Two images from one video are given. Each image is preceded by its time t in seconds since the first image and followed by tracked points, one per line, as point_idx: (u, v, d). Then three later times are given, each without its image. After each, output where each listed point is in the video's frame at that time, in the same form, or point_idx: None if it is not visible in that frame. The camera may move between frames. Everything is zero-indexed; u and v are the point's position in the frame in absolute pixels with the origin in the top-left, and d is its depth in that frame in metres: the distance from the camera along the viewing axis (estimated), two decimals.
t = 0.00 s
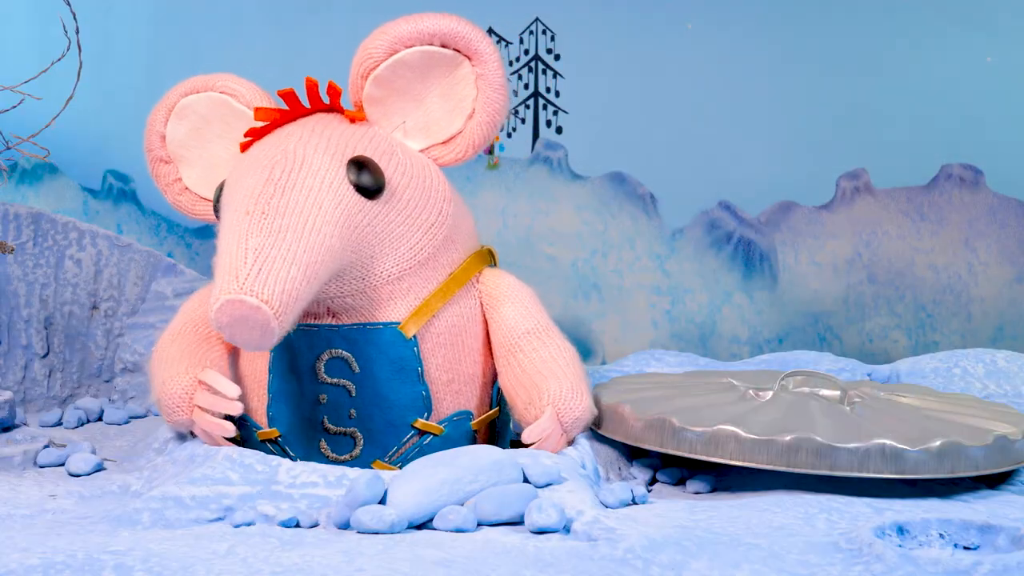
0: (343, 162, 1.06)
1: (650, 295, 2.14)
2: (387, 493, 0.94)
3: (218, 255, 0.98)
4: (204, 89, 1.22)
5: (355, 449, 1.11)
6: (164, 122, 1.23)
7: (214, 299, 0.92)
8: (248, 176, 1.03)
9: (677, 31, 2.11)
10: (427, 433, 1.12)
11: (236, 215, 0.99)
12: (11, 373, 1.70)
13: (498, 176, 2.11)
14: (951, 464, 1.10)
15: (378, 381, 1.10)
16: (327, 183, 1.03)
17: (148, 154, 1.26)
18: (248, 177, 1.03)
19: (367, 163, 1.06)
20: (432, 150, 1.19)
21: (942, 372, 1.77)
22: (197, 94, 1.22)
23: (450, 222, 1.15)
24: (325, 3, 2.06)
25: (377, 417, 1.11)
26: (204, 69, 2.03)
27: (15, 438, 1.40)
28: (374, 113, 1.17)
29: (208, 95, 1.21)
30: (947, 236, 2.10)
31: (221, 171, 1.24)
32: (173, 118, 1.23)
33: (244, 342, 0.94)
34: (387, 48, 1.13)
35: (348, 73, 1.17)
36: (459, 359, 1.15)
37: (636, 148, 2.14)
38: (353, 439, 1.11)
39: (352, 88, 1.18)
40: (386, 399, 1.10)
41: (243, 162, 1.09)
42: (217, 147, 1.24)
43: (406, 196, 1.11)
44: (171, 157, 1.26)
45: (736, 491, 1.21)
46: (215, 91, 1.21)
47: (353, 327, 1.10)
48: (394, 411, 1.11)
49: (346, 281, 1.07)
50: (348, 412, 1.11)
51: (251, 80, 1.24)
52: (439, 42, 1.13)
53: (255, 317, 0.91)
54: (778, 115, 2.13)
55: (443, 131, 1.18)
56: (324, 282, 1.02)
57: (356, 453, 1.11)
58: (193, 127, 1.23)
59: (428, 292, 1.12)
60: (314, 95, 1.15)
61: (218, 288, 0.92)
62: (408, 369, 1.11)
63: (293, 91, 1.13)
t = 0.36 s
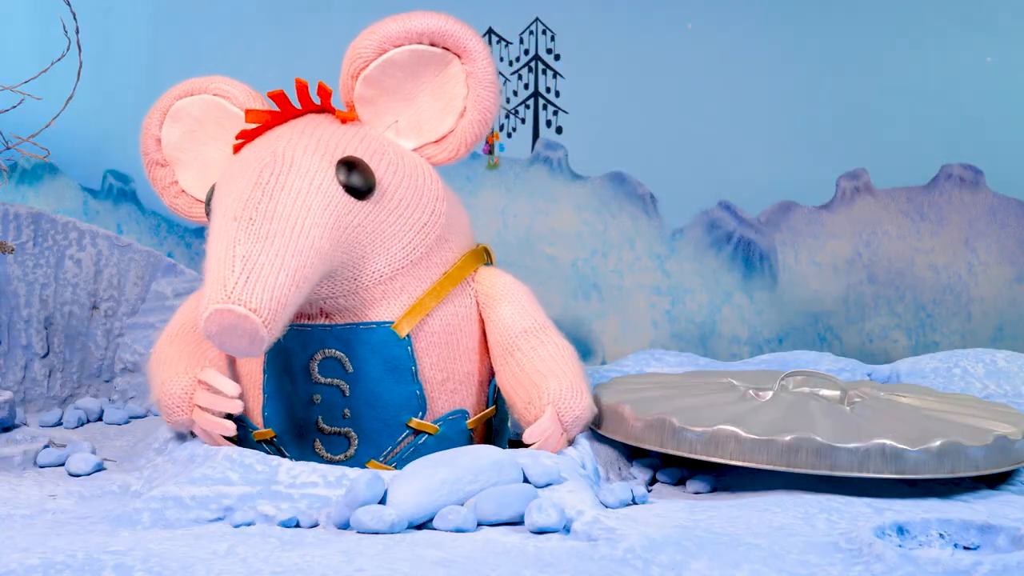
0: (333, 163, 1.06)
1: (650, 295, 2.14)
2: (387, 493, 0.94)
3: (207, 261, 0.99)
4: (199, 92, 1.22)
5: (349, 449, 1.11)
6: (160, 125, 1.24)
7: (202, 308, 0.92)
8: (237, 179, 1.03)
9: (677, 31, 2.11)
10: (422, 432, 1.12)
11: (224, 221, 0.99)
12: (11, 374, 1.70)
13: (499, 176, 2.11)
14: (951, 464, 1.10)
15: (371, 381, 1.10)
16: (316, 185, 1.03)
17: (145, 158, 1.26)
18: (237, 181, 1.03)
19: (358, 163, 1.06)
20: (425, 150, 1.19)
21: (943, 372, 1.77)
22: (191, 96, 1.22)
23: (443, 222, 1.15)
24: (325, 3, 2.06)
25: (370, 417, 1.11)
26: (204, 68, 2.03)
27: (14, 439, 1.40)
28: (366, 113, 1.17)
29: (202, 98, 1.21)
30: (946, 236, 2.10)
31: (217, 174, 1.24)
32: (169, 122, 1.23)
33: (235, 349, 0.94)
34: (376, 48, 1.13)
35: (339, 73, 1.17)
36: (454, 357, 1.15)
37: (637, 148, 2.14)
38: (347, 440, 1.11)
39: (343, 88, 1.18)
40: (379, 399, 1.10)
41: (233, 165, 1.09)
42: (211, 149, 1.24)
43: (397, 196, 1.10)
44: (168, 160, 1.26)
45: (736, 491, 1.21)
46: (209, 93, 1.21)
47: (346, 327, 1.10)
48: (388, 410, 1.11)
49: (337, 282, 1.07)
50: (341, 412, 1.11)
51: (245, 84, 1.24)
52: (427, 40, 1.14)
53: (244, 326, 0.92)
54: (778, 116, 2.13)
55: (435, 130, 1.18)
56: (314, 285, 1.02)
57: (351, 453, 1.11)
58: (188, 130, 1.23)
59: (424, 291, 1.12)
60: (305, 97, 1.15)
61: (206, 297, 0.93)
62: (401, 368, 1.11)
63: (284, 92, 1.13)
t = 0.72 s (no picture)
0: (328, 163, 1.06)
1: (650, 295, 2.14)
2: (386, 493, 0.94)
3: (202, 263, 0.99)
4: (196, 93, 1.22)
5: (346, 449, 1.11)
6: (156, 127, 1.24)
7: (196, 311, 0.93)
8: (232, 181, 1.04)
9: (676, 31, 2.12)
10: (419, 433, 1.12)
11: (218, 223, 0.99)
12: (11, 373, 1.70)
13: (498, 176, 2.11)
14: (951, 464, 1.10)
15: (368, 381, 1.10)
16: (310, 186, 1.03)
17: (142, 160, 1.26)
18: (231, 182, 1.03)
19: (353, 163, 1.06)
20: (421, 149, 1.19)
21: (943, 372, 1.77)
22: (187, 98, 1.22)
23: (440, 222, 1.15)
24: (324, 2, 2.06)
25: (367, 417, 1.11)
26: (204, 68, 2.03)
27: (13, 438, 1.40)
28: (362, 113, 1.17)
29: (198, 100, 1.21)
30: (946, 236, 2.10)
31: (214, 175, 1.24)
32: (165, 124, 1.23)
33: (229, 351, 0.94)
34: (371, 48, 1.13)
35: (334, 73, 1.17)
36: (451, 357, 1.15)
37: (636, 148, 2.14)
38: (344, 440, 1.11)
39: (338, 89, 1.18)
40: (376, 399, 1.10)
41: (229, 166, 1.09)
42: (208, 151, 1.24)
43: (392, 196, 1.10)
44: (165, 162, 1.26)
45: (736, 491, 1.21)
46: (206, 95, 1.21)
47: (342, 327, 1.10)
48: (385, 411, 1.11)
49: (333, 283, 1.07)
50: (338, 412, 1.11)
51: (242, 85, 1.23)
52: (422, 40, 1.13)
53: (237, 329, 0.92)
54: (778, 116, 2.13)
55: (431, 129, 1.18)
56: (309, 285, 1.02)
57: (348, 453, 1.11)
58: (185, 132, 1.23)
59: (421, 291, 1.12)
60: (300, 97, 1.15)
61: (200, 300, 0.93)
62: (398, 368, 1.11)
63: (279, 93, 1.13)
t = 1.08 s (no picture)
0: (332, 160, 1.06)
1: (650, 295, 2.14)
2: (387, 493, 0.94)
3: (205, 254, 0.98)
4: (196, 93, 1.22)
5: (348, 447, 1.11)
6: (157, 128, 1.24)
7: (200, 299, 0.92)
8: (236, 175, 1.03)
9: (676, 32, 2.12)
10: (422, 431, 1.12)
11: (222, 214, 0.99)
12: (11, 373, 1.71)
13: (498, 176, 2.11)
14: (951, 464, 1.10)
15: (370, 379, 1.09)
16: (314, 180, 1.03)
17: (144, 159, 1.27)
18: (236, 177, 1.03)
19: (355, 160, 1.06)
20: (423, 149, 1.19)
21: (943, 372, 1.77)
22: (188, 98, 1.22)
23: (441, 221, 1.15)
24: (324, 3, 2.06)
25: (369, 415, 1.10)
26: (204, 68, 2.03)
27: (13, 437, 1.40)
28: (363, 112, 1.17)
29: (199, 100, 1.21)
30: (946, 236, 2.10)
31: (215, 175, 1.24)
32: (166, 124, 1.24)
33: (232, 341, 0.93)
34: (373, 46, 1.12)
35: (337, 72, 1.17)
36: (453, 356, 1.15)
37: (636, 148, 2.14)
38: (346, 438, 1.11)
39: (341, 87, 1.18)
40: (378, 397, 1.10)
41: (232, 161, 1.08)
42: (209, 150, 1.24)
43: (395, 193, 1.10)
44: (166, 162, 1.26)
45: (736, 491, 1.22)
46: (206, 95, 1.21)
47: (343, 325, 1.09)
48: (387, 409, 1.10)
49: (335, 280, 1.06)
50: (340, 410, 1.10)
51: (242, 84, 1.23)
52: (425, 38, 1.13)
53: (241, 317, 0.91)
54: (778, 116, 2.13)
55: (433, 129, 1.18)
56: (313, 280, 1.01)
57: (349, 451, 1.11)
58: (186, 132, 1.23)
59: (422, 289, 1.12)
60: (301, 96, 1.15)
61: (204, 288, 0.92)
62: (400, 366, 1.10)
63: (281, 91, 1.13)
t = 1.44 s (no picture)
0: (346, 152, 1.06)
1: (650, 295, 2.14)
2: (387, 493, 0.94)
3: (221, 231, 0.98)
4: (204, 92, 1.22)
5: (354, 444, 1.10)
6: (163, 126, 1.23)
7: (217, 267, 0.91)
8: (252, 159, 1.04)
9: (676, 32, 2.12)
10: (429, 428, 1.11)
11: (239, 192, 0.99)
12: (11, 373, 1.71)
13: (498, 175, 2.11)
14: (951, 464, 1.10)
15: (379, 375, 1.09)
16: (329, 167, 1.03)
17: (147, 158, 1.25)
18: (251, 161, 1.03)
19: (369, 153, 1.06)
20: (431, 149, 1.19)
21: (942, 372, 1.77)
22: (196, 97, 1.22)
23: (450, 219, 1.16)
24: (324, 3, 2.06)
25: (376, 411, 1.10)
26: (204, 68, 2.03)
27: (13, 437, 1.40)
28: (373, 111, 1.16)
29: (208, 98, 1.21)
30: (947, 236, 2.10)
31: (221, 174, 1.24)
32: (172, 122, 1.23)
33: (247, 314, 0.93)
34: (387, 44, 1.13)
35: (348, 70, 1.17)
36: (459, 354, 1.14)
37: (636, 148, 2.14)
38: (353, 434, 1.11)
39: (351, 84, 1.17)
40: (386, 392, 1.10)
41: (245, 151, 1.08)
42: (214, 150, 1.23)
43: (407, 187, 1.10)
44: (170, 161, 1.25)
45: (736, 491, 1.22)
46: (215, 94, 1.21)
47: (351, 320, 1.09)
48: (394, 405, 1.10)
49: (345, 271, 1.06)
50: (347, 406, 1.10)
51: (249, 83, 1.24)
52: (439, 37, 1.14)
53: (257, 284, 0.90)
54: (778, 116, 2.13)
55: (442, 129, 1.18)
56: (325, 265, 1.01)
57: (356, 447, 1.11)
58: (192, 130, 1.23)
59: (431, 285, 1.12)
60: (313, 94, 1.14)
61: (222, 257, 0.92)
62: (408, 362, 1.10)
63: (293, 87, 1.12)
